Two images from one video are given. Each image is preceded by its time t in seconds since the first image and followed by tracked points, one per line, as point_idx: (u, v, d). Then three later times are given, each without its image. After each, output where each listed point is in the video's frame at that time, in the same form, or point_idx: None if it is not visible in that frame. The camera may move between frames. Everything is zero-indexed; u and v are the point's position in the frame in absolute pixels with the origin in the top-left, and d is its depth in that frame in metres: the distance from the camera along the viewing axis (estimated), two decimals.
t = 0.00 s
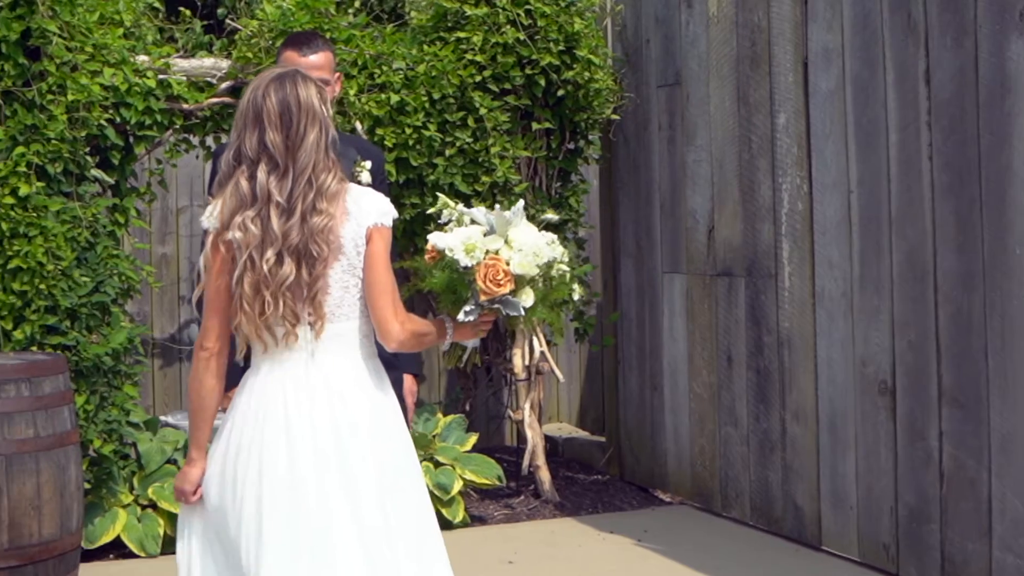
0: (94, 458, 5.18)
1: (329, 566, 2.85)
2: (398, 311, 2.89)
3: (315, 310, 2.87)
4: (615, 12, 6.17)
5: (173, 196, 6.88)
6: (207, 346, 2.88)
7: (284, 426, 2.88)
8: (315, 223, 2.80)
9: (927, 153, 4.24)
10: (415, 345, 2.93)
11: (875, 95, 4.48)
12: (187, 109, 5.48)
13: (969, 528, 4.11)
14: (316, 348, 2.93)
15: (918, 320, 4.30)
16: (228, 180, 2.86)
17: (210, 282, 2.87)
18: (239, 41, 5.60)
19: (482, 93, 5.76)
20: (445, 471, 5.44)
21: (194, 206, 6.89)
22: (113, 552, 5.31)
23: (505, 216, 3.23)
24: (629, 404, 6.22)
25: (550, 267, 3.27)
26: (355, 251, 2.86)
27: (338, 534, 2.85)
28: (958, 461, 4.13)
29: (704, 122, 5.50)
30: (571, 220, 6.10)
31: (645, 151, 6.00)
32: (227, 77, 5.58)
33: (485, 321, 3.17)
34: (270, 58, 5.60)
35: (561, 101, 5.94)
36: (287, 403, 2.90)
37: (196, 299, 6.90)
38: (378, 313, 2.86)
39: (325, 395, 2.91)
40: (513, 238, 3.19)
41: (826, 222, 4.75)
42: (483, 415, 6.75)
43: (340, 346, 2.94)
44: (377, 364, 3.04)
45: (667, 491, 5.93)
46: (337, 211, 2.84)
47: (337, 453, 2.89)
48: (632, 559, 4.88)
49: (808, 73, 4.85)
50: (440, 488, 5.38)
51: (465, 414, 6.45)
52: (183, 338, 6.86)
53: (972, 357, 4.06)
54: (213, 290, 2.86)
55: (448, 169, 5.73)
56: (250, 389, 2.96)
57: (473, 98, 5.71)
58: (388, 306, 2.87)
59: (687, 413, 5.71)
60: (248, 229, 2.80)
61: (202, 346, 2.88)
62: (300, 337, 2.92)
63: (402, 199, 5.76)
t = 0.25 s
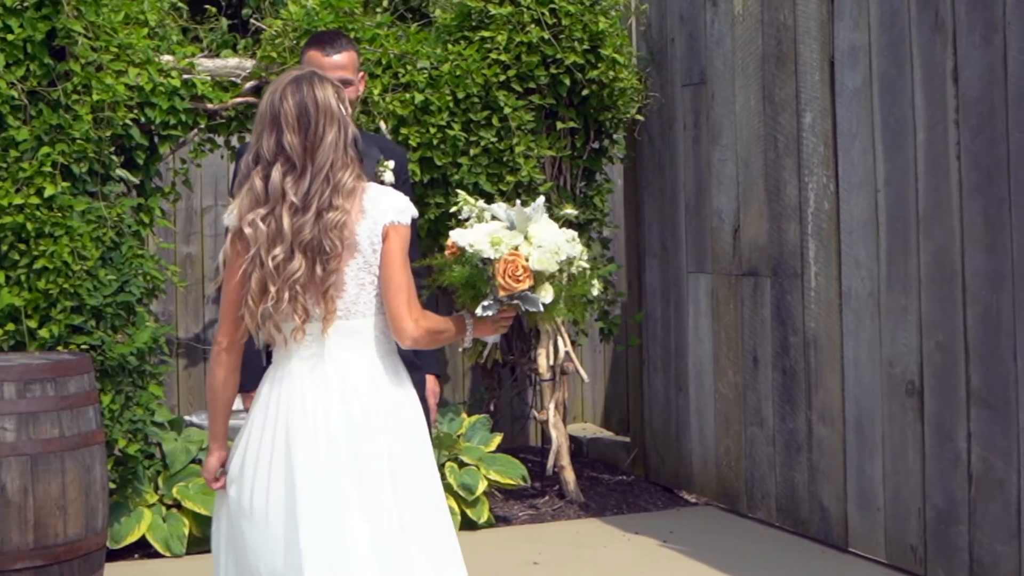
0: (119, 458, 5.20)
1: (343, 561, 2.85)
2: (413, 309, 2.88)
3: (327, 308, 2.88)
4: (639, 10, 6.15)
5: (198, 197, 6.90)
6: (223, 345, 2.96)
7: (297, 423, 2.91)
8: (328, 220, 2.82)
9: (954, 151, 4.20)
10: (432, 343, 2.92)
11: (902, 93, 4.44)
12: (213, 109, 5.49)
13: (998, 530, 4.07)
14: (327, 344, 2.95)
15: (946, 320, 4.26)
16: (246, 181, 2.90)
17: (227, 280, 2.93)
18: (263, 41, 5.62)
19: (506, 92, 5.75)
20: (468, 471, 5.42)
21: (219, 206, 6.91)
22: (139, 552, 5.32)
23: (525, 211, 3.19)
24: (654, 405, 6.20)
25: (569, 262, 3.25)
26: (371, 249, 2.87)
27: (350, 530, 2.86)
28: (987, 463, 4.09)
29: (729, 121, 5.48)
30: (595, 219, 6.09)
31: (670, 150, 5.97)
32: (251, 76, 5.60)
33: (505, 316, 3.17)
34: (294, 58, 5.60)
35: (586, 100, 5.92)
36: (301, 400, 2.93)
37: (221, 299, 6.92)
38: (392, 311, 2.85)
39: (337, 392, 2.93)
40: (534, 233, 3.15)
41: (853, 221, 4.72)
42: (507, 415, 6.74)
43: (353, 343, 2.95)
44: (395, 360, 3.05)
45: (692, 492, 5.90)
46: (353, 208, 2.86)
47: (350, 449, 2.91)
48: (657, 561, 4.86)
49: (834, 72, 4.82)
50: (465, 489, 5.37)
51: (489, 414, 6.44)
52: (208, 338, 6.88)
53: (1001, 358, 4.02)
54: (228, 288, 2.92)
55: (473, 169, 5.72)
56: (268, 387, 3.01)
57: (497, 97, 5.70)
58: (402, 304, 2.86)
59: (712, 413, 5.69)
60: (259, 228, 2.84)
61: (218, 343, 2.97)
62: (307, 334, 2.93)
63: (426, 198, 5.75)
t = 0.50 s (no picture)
0: (143, 457, 5.20)
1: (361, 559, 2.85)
2: (430, 307, 2.86)
3: (343, 304, 2.89)
4: (663, 9, 6.13)
5: (222, 196, 6.91)
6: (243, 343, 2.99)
7: (314, 426, 2.92)
8: (350, 220, 2.82)
9: (982, 150, 4.16)
10: (449, 342, 2.89)
11: (928, 91, 4.41)
12: (236, 108, 5.50)
13: None
14: (345, 343, 2.96)
15: (973, 319, 4.22)
16: (270, 186, 2.91)
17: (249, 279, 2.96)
18: (287, 40, 5.61)
19: (530, 91, 5.74)
20: (490, 471, 5.40)
21: (242, 205, 6.93)
22: (162, 551, 5.34)
23: (544, 212, 3.20)
24: (677, 405, 6.17)
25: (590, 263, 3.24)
26: (390, 247, 2.87)
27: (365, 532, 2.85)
28: (1014, 463, 4.05)
29: (754, 119, 5.45)
30: (619, 218, 6.07)
31: (693, 149, 5.95)
32: (275, 75, 5.60)
33: (528, 316, 3.15)
34: (318, 57, 5.60)
35: (609, 98, 5.91)
36: (319, 403, 2.94)
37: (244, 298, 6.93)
38: (408, 307, 2.84)
39: (353, 394, 2.93)
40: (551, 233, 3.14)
41: (879, 220, 4.69)
42: (530, 415, 6.73)
43: (371, 342, 2.95)
44: (417, 359, 3.04)
45: (716, 492, 5.88)
46: (374, 207, 2.86)
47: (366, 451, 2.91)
48: (680, 561, 4.84)
49: (859, 69, 4.79)
50: (488, 488, 5.36)
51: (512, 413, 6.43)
52: (231, 337, 6.90)
53: None
54: (252, 291, 2.94)
55: (496, 168, 5.71)
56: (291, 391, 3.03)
57: (521, 96, 5.69)
58: (418, 302, 2.84)
59: (736, 413, 5.66)
60: (281, 232, 2.85)
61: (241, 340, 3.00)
62: (323, 331, 2.96)
63: (450, 197, 5.75)
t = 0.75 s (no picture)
0: (166, 456, 5.22)
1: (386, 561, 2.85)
2: (451, 308, 2.85)
3: (367, 306, 2.89)
4: (685, 6, 6.10)
5: (244, 195, 6.93)
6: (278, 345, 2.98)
7: (341, 429, 2.93)
8: (375, 223, 2.83)
9: (1007, 148, 4.12)
10: (470, 344, 2.88)
11: (953, 89, 4.38)
12: (258, 106, 5.51)
13: None
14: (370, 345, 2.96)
15: (998, 319, 4.19)
16: (298, 197, 2.93)
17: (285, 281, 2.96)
18: (308, 39, 5.60)
19: (552, 89, 5.72)
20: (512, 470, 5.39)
21: (264, 204, 6.94)
22: (185, 549, 5.36)
23: (562, 210, 3.19)
24: (700, 404, 6.15)
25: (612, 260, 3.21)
26: (413, 250, 2.87)
27: (386, 533, 2.84)
28: None
29: (777, 117, 5.43)
30: (642, 217, 6.05)
31: (716, 148, 5.92)
32: (297, 73, 5.60)
33: (555, 315, 3.13)
34: (340, 55, 5.60)
35: (632, 97, 5.89)
36: (341, 406, 2.95)
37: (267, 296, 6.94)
38: (430, 307, 2.83)
39: (376, 395, 2.93)
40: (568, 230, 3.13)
41: (903, 218, 4.66)
42: (553, 414, 6.71)
43: (393, 342, 2.95)
44: (440, 359, 3.03)
45: (739, 492, 5.86)
46: (399, 209, 2.86)
47: (387, 453, 2.91)
48: (703, 561, 4.82)
49: (884, 67, 4.76)
50: (511, 487, 5.36)
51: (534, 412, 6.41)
52: (254, 336, 6.91)
53: None
54: (285, 300, 2.96)
55: (518, 166, 5.71)
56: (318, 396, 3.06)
57: (543, 94, 5.68)
58: (439, 303, 2.83)
59: (760, 413, 5.63)
60: (311, 240, 2.87)
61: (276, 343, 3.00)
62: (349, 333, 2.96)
63: (472, 195, 5.74)
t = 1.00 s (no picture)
0: (185, 455, 5.22)
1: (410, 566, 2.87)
2: (472, 311, 2.84)
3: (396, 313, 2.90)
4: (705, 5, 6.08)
5: (264, 195, 6.93)
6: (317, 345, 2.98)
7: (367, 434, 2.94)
8: (401, 229, 2.84)
9: None
10: (493, 347, 2.86)
11: (976, 87, 4.34)
12: (278, 106, 5.51)
13: None
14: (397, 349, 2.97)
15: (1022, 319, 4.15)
16: (327, 208, 2.95)
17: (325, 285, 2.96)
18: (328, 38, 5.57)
19: (572, 89, 5.71)
20: (532, 471, 5.39)
21: (284, 204, 6.95)
22: (205, 549, 5.37)
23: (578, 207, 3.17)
24: (721, 405, 6.13)
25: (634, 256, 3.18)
26: (436, 255, 2.88)
27: (411, 539, 2.86)
28: None
29: (798, 116, 5.40)
30: (662, 217, 6.03)
31: (737, 147, 5.90)
32: (317, 73, 5.60)
33: (582, 313, 3.10)
34: (360, 55, 5.59)
35: (652, 96, 5.87)
36: (368, 411, 2.96)
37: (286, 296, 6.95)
38: (452, 309, 2.83)
39: (398, 403, 2.93)
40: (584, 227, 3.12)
41: (926, 218, 4.63)
42: (572, 414, 6.70)
43: (421, 347, 2.96)
44: (465, 362, 3.03)
45: (759, 493, 5.83)
46: (424, 214, 2.87)
47: (409, 460, 2.91)
48: (724, 561, 4.80)
49: (906, 66, 4.73)
50: (530, 487, 5.35)
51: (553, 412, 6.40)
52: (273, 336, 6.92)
53: None
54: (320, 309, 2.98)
55: (538, 165, 5.69)
56: (344, 403, 3.07)
57: (563, 93, 5.67)
58: (460, 305, 2.83)
59: (780, 414, 5.61)
60: (341, 252, 2.89)
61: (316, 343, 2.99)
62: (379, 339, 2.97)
63: (492, 195, 5.73)
